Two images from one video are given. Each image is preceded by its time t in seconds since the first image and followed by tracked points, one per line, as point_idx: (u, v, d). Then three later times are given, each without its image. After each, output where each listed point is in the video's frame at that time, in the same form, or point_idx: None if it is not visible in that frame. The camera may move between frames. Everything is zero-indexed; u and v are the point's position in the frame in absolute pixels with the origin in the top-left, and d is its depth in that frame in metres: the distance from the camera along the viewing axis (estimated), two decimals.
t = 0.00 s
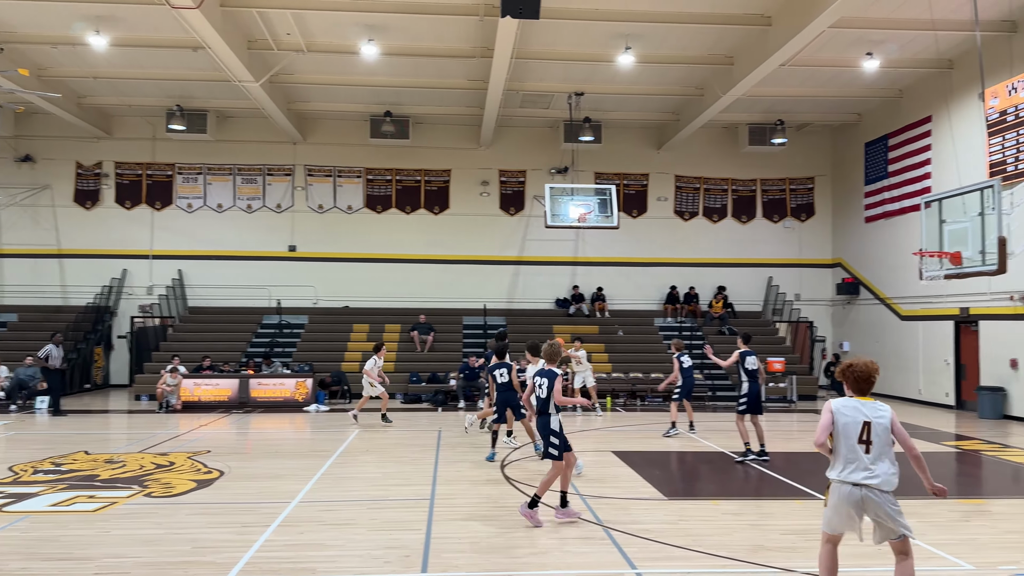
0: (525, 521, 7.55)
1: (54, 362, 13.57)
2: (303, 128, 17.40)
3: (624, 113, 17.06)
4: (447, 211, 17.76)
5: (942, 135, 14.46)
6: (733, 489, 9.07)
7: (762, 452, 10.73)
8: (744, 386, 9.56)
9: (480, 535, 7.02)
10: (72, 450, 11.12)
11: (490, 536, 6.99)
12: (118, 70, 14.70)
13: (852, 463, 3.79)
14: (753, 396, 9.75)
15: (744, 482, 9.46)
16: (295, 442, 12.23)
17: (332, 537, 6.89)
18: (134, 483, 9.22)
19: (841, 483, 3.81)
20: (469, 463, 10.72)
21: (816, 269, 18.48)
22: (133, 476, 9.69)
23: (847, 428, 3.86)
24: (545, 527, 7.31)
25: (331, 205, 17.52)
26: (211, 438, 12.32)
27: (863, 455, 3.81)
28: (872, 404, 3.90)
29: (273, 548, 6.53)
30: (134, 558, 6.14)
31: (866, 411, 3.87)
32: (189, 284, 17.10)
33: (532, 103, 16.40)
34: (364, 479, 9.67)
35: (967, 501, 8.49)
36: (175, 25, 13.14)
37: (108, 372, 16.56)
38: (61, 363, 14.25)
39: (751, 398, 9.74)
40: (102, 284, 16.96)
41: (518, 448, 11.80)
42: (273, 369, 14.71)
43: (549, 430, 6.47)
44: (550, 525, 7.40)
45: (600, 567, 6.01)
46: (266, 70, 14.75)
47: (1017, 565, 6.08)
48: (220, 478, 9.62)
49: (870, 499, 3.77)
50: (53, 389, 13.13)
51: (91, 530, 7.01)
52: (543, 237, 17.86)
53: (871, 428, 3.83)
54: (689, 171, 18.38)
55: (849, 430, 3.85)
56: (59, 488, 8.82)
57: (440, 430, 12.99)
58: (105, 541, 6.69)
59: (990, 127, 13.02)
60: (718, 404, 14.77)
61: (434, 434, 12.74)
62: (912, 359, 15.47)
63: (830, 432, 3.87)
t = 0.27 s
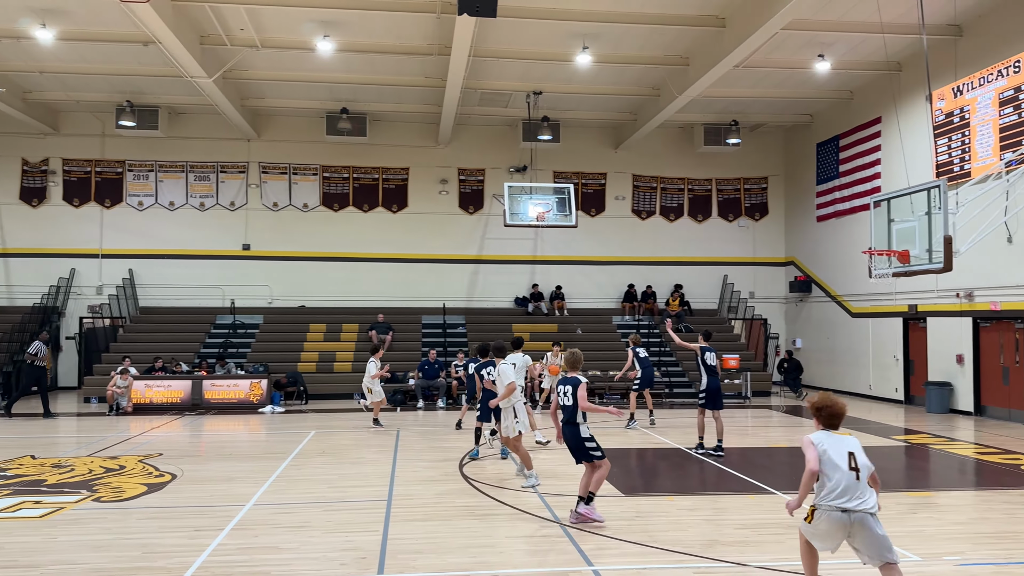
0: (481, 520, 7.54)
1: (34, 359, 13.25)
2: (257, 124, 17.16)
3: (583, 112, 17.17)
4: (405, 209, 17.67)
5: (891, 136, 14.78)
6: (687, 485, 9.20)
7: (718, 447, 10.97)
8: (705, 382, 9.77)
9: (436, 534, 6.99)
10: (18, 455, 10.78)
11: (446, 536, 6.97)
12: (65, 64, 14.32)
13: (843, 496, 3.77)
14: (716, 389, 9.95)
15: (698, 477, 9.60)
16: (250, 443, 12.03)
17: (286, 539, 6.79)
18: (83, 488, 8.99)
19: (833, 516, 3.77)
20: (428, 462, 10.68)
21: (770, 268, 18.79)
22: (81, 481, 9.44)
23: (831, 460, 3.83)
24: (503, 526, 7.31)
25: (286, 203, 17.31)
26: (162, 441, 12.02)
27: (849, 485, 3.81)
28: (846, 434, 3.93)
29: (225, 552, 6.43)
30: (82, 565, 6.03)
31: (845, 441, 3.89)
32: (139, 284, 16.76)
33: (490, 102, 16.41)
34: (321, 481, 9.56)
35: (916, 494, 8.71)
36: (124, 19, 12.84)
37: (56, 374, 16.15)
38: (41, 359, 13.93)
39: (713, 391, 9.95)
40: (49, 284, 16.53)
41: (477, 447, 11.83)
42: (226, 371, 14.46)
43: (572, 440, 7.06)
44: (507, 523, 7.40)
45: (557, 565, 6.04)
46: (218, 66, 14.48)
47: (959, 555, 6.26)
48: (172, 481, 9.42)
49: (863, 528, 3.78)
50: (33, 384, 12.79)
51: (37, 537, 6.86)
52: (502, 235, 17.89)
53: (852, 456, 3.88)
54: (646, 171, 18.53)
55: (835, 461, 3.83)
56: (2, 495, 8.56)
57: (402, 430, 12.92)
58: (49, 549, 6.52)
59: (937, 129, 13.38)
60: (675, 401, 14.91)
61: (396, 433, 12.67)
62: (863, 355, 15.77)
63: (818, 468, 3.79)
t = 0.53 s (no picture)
0: (456, 520, 7.54)
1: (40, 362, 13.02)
2: (229, 123, 17.01)
3: (557, 112, 17.22)
4: (380, 208, 17.61)
5: (860, 136, 14.99)
6: (660, 481, 9.25)
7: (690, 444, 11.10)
8: (678, 383, 9.74)
9: (410, 535, 6.98)
10: None
11: (420, 536, 6.96)
12: (33, 62, 14.08)
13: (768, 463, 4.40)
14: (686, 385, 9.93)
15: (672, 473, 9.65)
16: (223, 445, 11.89)
17: (260, 542, 6.74)
18: (51, 492, 8.85)
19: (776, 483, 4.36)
20: (404, 463, 10.65)
21: (743, 266, 18.94)
22: (50, 485, 9.28)
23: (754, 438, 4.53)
24: (479, 526, 7.31)
25: (259, 202, 17.17)
26: (134, 443, 11.85)
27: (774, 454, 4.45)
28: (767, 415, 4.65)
29: (198, 555, 6.37)
30: (50, 570, 5.95)
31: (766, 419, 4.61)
32: (109, 284, 16.55)
33: (465, 101, 16.40)
34: (295, 482, 9.49)
35: (887, 490, 8.83)
36: (92, 16, 12.66)
37: (25, 377, 15.89)
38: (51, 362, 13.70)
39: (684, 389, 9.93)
40: (17, 285, 16.26)
41: (453, 447, 11.84)
42: (199, 372, 14.31)
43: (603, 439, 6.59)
44: (483, 523, 7.41)
45: (533, 563, 6.06)
46: (189, 64, 14.31)
47: (928, 550, 6.35)
48: (143, 484, 9.30)
49: (797, 489, 4.33)
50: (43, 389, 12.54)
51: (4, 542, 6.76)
52: (477, 234, 17.89)
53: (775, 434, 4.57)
54: (620, 170, 18.61)
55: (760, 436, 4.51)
56: None
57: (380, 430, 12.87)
58: (16, 555, 6.41)
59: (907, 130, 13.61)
60: (650, 399, 14.97)
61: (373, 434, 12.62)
62: (834, 353, 15.95)
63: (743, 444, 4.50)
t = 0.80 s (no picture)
0: (444, 521, 7.55)
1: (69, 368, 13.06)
2: (216, 123, 16.94)
3: (546, 112, 17.25)
4: (368, 208, 17.58)
5: (847, 136, 15.07)
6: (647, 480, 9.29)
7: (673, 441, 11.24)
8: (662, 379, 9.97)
9: (399, 536, 6.97)
10: None
11: (409, 537, 6.96)
12: (17, 61, 13.98)
13: (700, 436, 5.32)
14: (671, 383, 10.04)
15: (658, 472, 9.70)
16: (211, 446, 11.84)
17: (247, 544, 6.71)
18: (37, 495, 8.79)
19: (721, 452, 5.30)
20: (393, 463, 10.64)
21: (731, 266, 19.01)
22: (36, 487, 9.22)
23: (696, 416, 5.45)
24: (468, 526, 7.31)
25: (246, 202, 17.11)
26: (121, 445, 11.78)
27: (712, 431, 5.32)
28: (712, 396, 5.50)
29: (185, 558, 6.34)
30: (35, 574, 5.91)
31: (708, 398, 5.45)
32: (95, 285, 16.46)
33: (453, 100, 16.40)
34: (282, 484, 9.46)
35: (874, 488, 8.90)
36: (77, 15, 12.58)
37: (10, 379, 15.76)
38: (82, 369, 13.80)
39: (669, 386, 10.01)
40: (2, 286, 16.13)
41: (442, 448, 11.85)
42: (186, 373, 14.24)
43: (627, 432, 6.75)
44: (472, 524, 7.42)
45: (522, 564, 6.07)
46: (175, 64, 14.25)
47: (915, 548, 6.40)
48: (130, 487, 9.25)
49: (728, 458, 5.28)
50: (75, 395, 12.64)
51: None
52: (465, 234, 17.89)
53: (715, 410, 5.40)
54: (608, 170, 18.65)
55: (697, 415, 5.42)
56: None
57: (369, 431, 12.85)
58: None
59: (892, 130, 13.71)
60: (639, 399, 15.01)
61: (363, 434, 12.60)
62: (822, 352, 16.03)
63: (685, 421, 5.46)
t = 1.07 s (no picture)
0: (443, 521, 7.56)
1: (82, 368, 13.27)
2: (215, 124, 16.94)
3: (546, 113, 17.26)
4: (368, 209, 17.59)
5: (846, 137, 15.09)
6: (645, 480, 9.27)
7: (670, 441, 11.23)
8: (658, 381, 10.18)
9: (398, 537, 6.99)
10: None
11: (409, 538, 6.97)
12: (18, 62, 14.00)
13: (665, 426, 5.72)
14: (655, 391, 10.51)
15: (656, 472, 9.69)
16: (212, 447, 11.87)
17: (247, 544, 6.73)
18: (38, 496, 8.81)
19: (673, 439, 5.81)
20: (393, 464, 10.65)
21: (731, 267, 19.02)
22: (36, 488, 9.24)
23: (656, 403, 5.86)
24: (468, 527, 7.33)
25: (246, 203, 17.13)
26: (121, 446, 11.79)
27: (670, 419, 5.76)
28: (671, 386, 5.96)
29: (184, 559, 6.35)
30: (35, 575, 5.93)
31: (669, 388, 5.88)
32: (95, 286, 16.48)
33: (453, 101, 16.41)
34: (282, 484, 9.48)
35: (873, 489, 8.91)
36: (77, 16, 12.58)
37: (10, 379, 15.79)
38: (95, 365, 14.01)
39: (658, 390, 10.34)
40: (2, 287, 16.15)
41: (442, 448, 11.87)
42: (187, 374, 14.26)
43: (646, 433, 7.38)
44: (472, 524, 7.43)
45: (522, 564, 6.09)
46: (176, 64, 14.26)
47: (914, 548, 6.42)
48: (130, 487, 9.26)
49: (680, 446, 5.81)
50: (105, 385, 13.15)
51: None
52: (464, 235, 17.90)
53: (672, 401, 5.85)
54: (608, 171, 18.65)
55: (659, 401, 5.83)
56: None
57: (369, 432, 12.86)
58: None
59: (892, 131, 13.72)
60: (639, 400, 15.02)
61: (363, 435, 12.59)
62: (821, 353, 16.04)
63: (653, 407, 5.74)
